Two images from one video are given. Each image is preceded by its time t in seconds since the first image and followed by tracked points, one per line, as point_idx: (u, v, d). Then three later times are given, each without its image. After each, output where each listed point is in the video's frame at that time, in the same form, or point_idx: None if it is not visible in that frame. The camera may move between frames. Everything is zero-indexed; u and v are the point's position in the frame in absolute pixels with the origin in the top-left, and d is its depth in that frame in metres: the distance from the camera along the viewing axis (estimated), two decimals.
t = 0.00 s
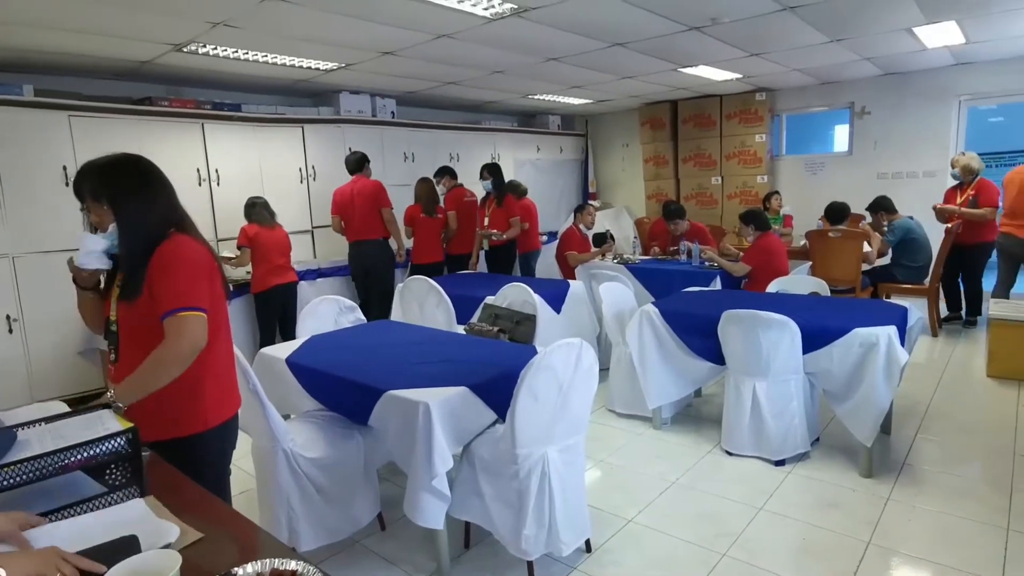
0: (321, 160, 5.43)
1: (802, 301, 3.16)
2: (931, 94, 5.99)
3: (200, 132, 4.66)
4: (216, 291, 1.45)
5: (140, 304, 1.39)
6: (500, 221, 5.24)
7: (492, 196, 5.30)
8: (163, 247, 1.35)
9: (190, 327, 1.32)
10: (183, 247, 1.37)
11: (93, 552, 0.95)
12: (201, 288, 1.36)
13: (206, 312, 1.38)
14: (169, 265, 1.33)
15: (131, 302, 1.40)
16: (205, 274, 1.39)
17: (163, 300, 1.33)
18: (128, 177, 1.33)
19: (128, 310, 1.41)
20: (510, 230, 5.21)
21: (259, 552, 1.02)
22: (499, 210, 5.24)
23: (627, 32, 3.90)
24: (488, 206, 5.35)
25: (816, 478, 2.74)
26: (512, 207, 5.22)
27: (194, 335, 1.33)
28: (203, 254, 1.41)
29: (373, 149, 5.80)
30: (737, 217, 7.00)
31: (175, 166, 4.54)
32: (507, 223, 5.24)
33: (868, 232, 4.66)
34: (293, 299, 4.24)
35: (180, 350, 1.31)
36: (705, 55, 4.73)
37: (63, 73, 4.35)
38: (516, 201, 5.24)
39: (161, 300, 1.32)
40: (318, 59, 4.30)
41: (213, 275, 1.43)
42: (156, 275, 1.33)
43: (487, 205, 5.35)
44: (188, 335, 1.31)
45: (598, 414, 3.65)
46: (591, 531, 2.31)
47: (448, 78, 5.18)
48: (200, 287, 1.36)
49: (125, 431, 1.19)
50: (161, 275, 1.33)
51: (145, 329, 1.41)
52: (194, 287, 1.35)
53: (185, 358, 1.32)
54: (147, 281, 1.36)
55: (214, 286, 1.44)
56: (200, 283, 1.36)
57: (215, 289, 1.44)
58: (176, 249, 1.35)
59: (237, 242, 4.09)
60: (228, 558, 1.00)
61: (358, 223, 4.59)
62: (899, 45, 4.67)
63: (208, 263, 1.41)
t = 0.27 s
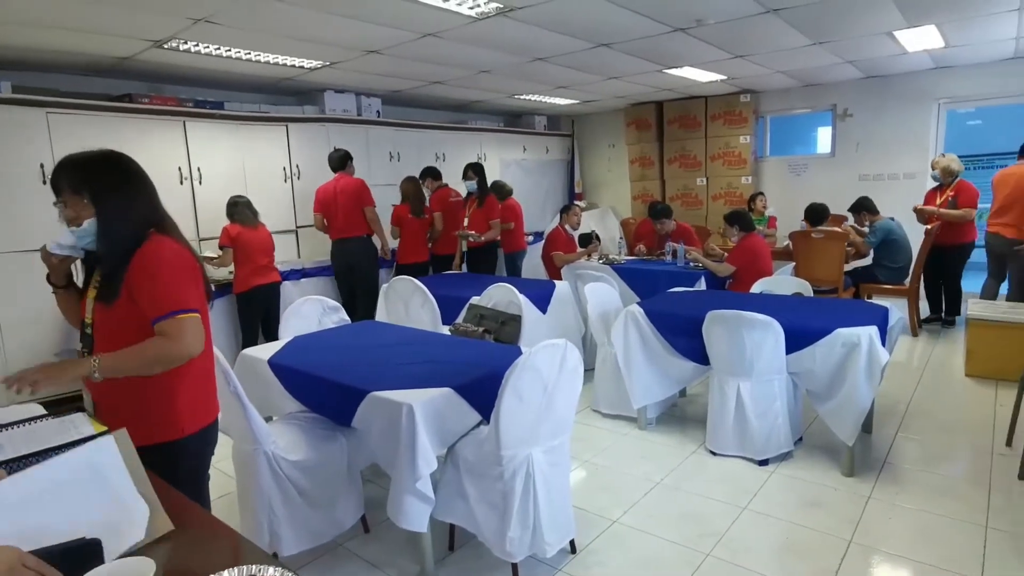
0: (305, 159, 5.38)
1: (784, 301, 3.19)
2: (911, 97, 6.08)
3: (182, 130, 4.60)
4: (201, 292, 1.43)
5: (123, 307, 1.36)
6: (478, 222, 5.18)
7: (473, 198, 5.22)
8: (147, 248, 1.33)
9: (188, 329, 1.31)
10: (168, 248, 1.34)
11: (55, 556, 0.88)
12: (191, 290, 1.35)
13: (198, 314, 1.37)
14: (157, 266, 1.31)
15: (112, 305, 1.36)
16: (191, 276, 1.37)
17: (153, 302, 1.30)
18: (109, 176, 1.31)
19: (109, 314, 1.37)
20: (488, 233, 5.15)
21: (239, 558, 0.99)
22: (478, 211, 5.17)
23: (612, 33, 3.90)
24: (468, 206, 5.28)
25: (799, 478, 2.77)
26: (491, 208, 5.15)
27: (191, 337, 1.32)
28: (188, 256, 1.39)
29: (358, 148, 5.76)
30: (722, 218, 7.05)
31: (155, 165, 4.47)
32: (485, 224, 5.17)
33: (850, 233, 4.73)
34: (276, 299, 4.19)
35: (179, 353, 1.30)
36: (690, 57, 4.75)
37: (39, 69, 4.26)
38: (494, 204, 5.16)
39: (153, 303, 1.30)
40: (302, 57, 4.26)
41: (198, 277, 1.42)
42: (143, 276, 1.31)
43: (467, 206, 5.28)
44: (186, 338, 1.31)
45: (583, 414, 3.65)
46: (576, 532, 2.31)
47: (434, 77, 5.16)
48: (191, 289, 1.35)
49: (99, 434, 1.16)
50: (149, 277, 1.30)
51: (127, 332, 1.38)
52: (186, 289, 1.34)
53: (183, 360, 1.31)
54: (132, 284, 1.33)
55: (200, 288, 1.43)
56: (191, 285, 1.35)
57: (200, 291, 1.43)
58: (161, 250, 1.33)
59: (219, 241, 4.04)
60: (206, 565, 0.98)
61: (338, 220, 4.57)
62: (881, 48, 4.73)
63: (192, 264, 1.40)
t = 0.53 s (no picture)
0: (294, 158, 5.34)
1: (773, 301, 3.20)
2: (898, 100, 6.13)
3: (168, 128, 4.55)
4: (184, 293, 1.40)
5: (101, 305, 1.32)
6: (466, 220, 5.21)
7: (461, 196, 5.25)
8: (129, 247, 1.29)
9: (157, 332, 1.27)
10: (152, 247, 1.31)
11: None
12: (170, 293, 1.32)
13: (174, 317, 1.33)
14: (136, 265, 1.28)
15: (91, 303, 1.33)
16: (173, 277, 1.34)
17: (128, 303, 1.27)
18: (95, 171, 1.27)
19: (87, 311, 1.34)
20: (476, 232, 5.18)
21: (222, 564, 0.97)
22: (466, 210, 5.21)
23: (603, 33, 3.90)
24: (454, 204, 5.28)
25: (787, 477, 2.78)
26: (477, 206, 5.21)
27: (161, 341, 1.28)
28: (173, 256, 1.36)
29: (347, 147, 5.73)
30: (712, 218, 7.07)
31: (141, 163, 4.42)
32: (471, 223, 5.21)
33: (838, 235, 4.75)
34: (263, 299, 4.16)
35: (147, 355, 1.26)
36: (680, 57, 4.76)
37: (22, 64, 4.19)
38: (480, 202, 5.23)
39: (127, 304, 1.27)
40: (291, 54, 4.22)
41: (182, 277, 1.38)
42: (121, 275, 1.27)
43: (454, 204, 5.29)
44: (156, 342, 1.27)
45: (573, 414, 3.64)
46: (566, 533, 2.30)
47: (424, 76, 5.13)
48: (170, 291, 1.31)
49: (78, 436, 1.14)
50: (127, 277, 1.27)
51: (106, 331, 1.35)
52: (163, 291, 1.30)
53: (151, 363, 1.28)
54: (110, 283, 1.29)
55: (182, 290, 1.39)
56: (169, 288, 1.31)
57: (184, 293, 1.39)
58: (144, 250, 1.30)
59: (205, 241, 3.99)
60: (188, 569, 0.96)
61: (325, 218, 4.54)
62: (869, 50, 4.77)
63: (176, 264, 1.36)
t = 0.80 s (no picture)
0: (288, 158, 5.32)
1: (767, 301, 3.21)
2: (891, 100, 6.16)
3: (162, 128, 4.52)
4: (176, 296, 1.39)
5: (92, 307, 1.31)
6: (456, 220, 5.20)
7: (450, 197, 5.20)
8: (121, 249, 1.29)
9: (145, 336, 1.26)
10: (145, 249, 1.30)
11: None
12: (161, 295, 1.31)
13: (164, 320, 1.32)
14: (126, 267, 1.27)
15: (83, 305, 1.32)
16: (165, 280, 1.33)
17: (117, 305, 1.26)
18: (89, 170, 1.26)
19: (78, 313, 1.33)
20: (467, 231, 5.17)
21: (214, 566, 0.97)
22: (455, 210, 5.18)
23: (598, 33, 3.90)
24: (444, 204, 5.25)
25: (782, 477, 2.78)
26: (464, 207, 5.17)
27: (149, 345, 1.27)
28: (166, 257, 1.35)
29: (342, 147, 5.71)
30: (707, 218, 7.08)
31: (134, 163, 4.40)
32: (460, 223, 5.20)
33: (832, 234, 4.77)
34: (256, 299, 4.14)
35: (135, 358, 1.25)
36: (675, 58, 4.77)
37: (13, 64, 4.16)
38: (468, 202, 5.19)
39: (116, 306, 1.26)
40: (285, 54, 4.20)
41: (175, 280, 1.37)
42: (112, 277, 1.26)
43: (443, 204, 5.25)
44: (145, 345, 1.26)
45: (568, 415, 3.64)
46: (561, 533, 2.30)
47: (419, 76, 5.13)
48: (161, 294, 1.30)
49: (69, 438, 1.13)
50: (117, 279, 1.26)
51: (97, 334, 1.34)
52: (154, 294, 1.29)
53: (139, 366, 1.27)
54: (101, 285, 1.28)
55: (175, 293, 1.38)
56: (160, 290, 1.30)
57: (177, 295, 1.38)
58: (135, 252, 1.29)
59: (199, 242, 3.97)
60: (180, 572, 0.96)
61: (321, 218, 4.53)
62: (863, 51, 4.78)
63: (169, 266, 1.35)
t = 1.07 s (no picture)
0: (284, 159, 5.32)
1: (763, 299, 3.22)
2: (885, 99, 6.18)
3: (157, 129, 4.51)
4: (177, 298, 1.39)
5: (92, 310, 1.31)
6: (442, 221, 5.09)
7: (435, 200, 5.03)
8: (123, 251, 1.29)
9: (149, 335, 1.26)
10: (145, 250, 1.31)
11: None
12: (164, 296, 1.31)
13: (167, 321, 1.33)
14: (129, 269, 1.27)
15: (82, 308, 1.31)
16: (166, 282, 1.33)
17: (121, 306, 1.26)
18: (84, 172, 1.26)
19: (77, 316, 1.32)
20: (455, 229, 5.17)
21: (213, 566, 0.97)
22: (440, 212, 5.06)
23: (593, 33, 3.90)
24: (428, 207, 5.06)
25: (779, 474, 2.79)
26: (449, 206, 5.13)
27: (153, 345, 1.27)
28: (165, 259, 1.35)
29: (338, 148, 5.71)
30: (702, 217, 7.10)
31: (130, 165, 4.39)
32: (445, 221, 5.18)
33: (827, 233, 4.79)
34: (252, 300, 4.14)
35: (141, 358, 1.25)
36: (670, 57, 4.78)
37: (7, 66, 4.14)
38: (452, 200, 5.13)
39: (120, 307, 1.26)
40: (280, 55, 4.20)
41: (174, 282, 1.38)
42: (114, 279, 1.27)
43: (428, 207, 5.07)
44: (151, 345, 1.26)
45: (566, 414, 3.65)
46: (559, 532, 2.30)
47: (414, 77, 5.13)
48: (164, 295, 1.31)
49: (67, 441, 1.14)
50: (119, 280, 1.26)
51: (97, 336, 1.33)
52: (157, 295, 1.29)
53: (145, 366, 1.27)
54: (102, 287, 1.28)
55: (175, 294, 1.39)
56: (163, 290, 1.31)
57: (177, 297, 1.39)
58: (136, 253, 1.29)
59: (194, 244, 3.96)
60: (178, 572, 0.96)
61: (317, 219, 4.53)
62: (857, 50, 4.80)
63: (170, 268, 1.36)
